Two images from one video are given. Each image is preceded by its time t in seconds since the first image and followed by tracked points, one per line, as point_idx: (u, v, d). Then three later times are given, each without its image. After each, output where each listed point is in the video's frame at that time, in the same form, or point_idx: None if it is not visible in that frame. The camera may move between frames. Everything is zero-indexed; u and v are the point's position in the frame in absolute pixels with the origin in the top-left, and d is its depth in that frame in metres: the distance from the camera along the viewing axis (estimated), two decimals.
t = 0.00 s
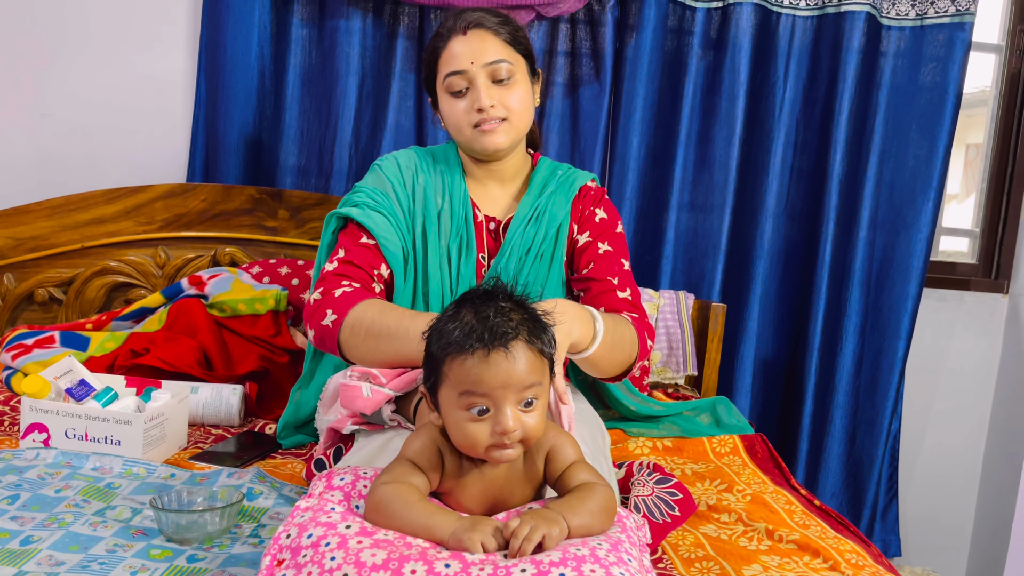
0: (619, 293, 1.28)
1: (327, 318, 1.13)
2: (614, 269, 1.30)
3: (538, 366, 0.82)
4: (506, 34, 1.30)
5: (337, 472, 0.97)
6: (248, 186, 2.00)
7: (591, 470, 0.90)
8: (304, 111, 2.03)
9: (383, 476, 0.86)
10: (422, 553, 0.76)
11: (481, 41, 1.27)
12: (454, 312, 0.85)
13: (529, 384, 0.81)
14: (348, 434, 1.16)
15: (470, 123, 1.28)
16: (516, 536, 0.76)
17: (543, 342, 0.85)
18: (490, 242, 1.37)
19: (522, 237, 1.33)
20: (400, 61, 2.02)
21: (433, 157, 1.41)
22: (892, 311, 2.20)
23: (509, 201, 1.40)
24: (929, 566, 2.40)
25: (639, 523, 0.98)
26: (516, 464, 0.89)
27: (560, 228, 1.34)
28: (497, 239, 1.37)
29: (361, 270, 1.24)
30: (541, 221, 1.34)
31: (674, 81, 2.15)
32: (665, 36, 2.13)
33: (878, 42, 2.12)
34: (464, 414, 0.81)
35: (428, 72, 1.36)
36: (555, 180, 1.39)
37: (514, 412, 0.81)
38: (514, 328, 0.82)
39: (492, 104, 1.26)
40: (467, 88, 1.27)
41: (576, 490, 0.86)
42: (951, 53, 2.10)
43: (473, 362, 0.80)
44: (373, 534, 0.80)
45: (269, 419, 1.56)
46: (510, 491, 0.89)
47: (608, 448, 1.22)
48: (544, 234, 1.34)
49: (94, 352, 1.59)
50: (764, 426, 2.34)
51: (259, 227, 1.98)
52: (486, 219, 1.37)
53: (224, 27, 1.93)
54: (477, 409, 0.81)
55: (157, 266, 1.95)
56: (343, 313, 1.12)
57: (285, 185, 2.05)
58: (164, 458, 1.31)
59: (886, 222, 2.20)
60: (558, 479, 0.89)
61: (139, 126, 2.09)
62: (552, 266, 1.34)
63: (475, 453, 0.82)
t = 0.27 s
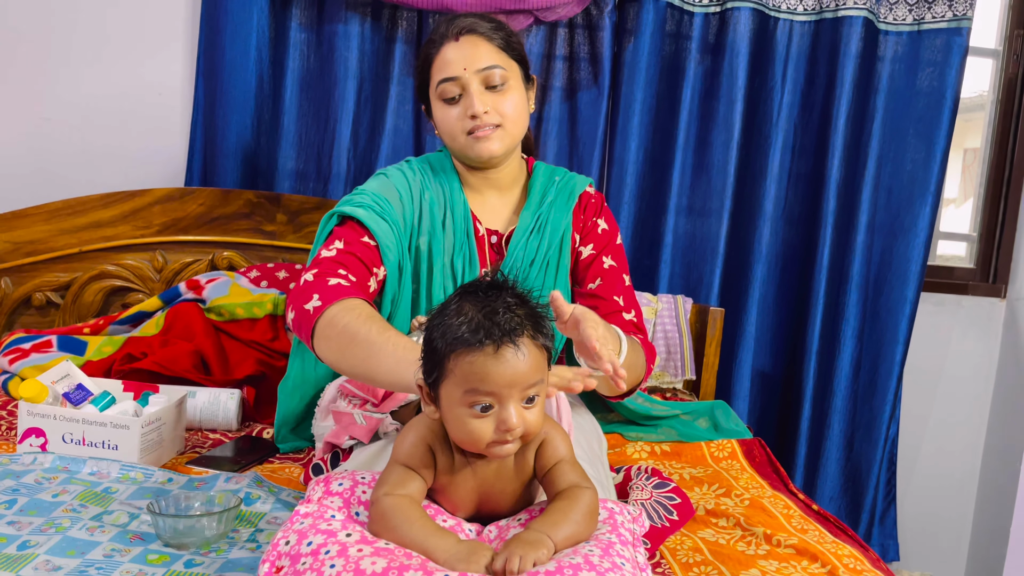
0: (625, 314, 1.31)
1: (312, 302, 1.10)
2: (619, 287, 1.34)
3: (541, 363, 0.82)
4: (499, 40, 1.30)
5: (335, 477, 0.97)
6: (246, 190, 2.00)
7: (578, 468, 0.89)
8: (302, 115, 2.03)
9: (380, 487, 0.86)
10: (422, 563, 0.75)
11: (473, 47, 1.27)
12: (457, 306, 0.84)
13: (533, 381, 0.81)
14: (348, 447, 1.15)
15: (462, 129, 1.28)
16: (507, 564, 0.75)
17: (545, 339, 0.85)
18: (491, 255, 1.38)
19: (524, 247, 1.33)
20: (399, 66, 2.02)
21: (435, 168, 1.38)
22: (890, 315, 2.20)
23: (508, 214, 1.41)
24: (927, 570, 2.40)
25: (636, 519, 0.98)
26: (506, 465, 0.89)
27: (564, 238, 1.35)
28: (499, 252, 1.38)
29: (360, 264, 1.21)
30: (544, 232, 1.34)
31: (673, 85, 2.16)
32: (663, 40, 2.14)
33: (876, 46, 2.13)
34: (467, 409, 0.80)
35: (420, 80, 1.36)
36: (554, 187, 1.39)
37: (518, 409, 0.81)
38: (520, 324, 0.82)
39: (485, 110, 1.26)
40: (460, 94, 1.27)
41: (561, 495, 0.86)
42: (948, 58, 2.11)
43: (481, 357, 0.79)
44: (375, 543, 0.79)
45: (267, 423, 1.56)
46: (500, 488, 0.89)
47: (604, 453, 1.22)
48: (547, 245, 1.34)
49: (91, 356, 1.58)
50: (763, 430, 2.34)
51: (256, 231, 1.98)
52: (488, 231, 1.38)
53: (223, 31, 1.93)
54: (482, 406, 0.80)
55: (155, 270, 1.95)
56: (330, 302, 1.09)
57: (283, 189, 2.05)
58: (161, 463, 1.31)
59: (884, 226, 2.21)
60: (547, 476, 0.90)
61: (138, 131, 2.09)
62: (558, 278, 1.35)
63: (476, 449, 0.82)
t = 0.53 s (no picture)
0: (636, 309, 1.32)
1: (262, 311, 1.12)
2: (627, 284, 1.34)
3: (545, 372, 0.83)
4: (492, 48, 1.30)
5: (334, 482, 0.96)
6: (245, 194, 2.00)
7: (575, 471, 0.89)
8: (302, 119, 2.03)
9: (378, 493, 0.86)
10: (422, 569, 0.75)
11: (465, 56, 1.27)
12: (462, 315, 0.83)
13: (538, 391, 0.81)
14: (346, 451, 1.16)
15: (456, 139, 1.27)
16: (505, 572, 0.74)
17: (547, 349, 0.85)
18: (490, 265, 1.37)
19: (521, 259, 1.33)
20: (398, 69, 2.02)
21: (428, 178, 1.39)
22: (890, 319, 2.20)
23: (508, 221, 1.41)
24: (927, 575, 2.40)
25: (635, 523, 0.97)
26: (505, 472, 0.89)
27: (562, 244, 1.35)
28: (497, 263, 1.38)
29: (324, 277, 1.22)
30: (542, 240, 1.34)
31: (672, 89, 2.16)
32: (662, 44, 2.14)
33: (875, 50, 2.13)
34: (473, 420, 0.80)
35: (416, 90, 1.36)
36: (551, 193, 1.39)
37: (523, 419, 0.81)
38: (525, 334, 0.82)
39: (478, 119, 1.26)
40: (453, 104, 1.27)
41: (561, 500, 0.86)
42: (947, 62, 2.11)
43: (489, 368, 0.78)
44: (372, 548, 0.79)
45: (266, 426, 1.55)
46: (499, 496, 0.89)
47: (603, 457, 1.22)
48: (545, 254, 1.34)
49: (90, 360, 1.58)
50: (762, 434, 2.34)
51: (255, 235, 1.98)
52: (485, 242, 1.37)
53: (223, 35, 1.93)
54: (488, 416, 0.79)
55: (154, 274, 1.95)
56: (280, 313, 1.11)
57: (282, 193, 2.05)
58: (159, 467, 1.30)
59: (883, 230, 2.21)
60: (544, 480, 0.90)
61: (137, 134, 2.09)
62: (556, 287, 1.35)
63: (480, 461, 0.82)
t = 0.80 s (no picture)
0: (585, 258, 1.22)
1: (256, 352, 1.13)
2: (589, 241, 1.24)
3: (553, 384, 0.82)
4: (487, 49, 1.30)
5: (333, 486, 0.96)
6: (245, 197, 2.00)
7: (577, 478, 0.89)
8: (302, 122, 2.03)
9: (379, 497, 0.84)
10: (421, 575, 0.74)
11: (460, 58, 1.27)
12: (468, 329, 0.82)
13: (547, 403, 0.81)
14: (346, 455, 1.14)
15: (451, 142, 1.27)
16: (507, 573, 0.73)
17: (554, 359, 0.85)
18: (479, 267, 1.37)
19: (500, 256, 1.32)
20: (399, 73, 2.02)
21: (419, 184, 1.40)
22: (891, 322, 2.20)
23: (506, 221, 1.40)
24: None
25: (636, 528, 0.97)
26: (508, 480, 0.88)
27: (542, 237, 1.33)
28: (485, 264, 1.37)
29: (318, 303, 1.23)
30: (522, 234, 1.32)
31: (673, 92, 2.16)
32: (663, 47, 2.14)
33: (877, 54, 2.13)
34: (483, 434, 0.79)
35: (413, 93, 1.37)
36: (533, 186, 1.37)
37: (532, 431, 0.80)
38: (534, 346, 0.82)
39: (472, 121, 1.25)
40: (447, 106, 1.27)
41: (563, 505, 0.85)
42: (949, 65, 2.11)
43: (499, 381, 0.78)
44: (370, 553, 0.78)
45: (266, 430, 1.55)
46: (501, 503, 0.89)
47: (604, 458, 1.22)
48: (526, 248, 1.32)
49: (90, 363, 1.58)
50: (764, 437, 2.33)
51: (256, 237, 1.97)
52: (474, 244, 1.37)
53: (224, 38, 1.93)
54: (498, 430, 0.79)
55: (154, 276, 1.94)
56: (271, 354, 1.11)
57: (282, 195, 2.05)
58: (159, 470, 1.30)
59: (885, 233, 2.20)
60: (546, 486, 0.89)
61: (138, 137, 2.09)
62: (539, 280, 1.34)
63: (488, 472, 0.81)
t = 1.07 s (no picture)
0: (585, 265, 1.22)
1: (246, 366, 1.15)
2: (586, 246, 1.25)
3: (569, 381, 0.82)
4: (471, 50, 1.30)
5: (334, 488, 0.96)
6: (248, 199, 2.01)
7: (585, 484, 0.89)
8: (304, 124, 2.04)
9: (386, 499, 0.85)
10: None
11: (444, 60, 1.27)
12: (485, 327, 0.82)
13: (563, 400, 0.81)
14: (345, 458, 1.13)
15: (440, 145, 1.27)
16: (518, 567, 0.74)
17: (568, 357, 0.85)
18: (468, 269, 1.36)
19: (493, 257, 1.32)
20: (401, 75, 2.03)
21: (407, 188, 1.40)
22: (894, 325, 2.19)
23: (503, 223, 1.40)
24: None
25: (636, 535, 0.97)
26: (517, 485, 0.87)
27: (534, 240, 1.33)
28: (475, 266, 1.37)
29: (307, 314, 1.23)
30: (513, 238, 1.32)
31: (675, 95, 2.16)
32: (666, 49, 2.14)
33: (879, 56, 2.13)
34: (500, 431, 0.78)
35: (399, 98, 1.37)
36: (524, 188, 1.37)
37: (549, 428, 0.80)
38: (549, 344, 0.82)
39: (460, 123, 1.25)
40: (433, 110, 1.27)
41: (571, 509, 0.85)
42: (951, 67, 2.11)
43: (516, 378, 0.78)
44: (370, 556, 0.78)
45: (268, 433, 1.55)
46: (510, 508, 0.88)
47: (603, 456, 1.21)
48: (516, 252, 1.32)
49: (92, 365, 1.59)
50: (766, 440, 2.33)
51: (258, 240, 1.98)
52: (464, 246, 1.36)
53: (226, 41, 1.94)
54: (515, 427, 0.78)
55: (157, 279, 1.95)
56: (260, 366, 1.13)
57: (284, 198, 2.05)
58: (161, 472, 1.30)
59: (887, 235, 2.20)
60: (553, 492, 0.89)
61: (140, 139, 2.09)
62: (529, 282, 1.34)
63: (503, 471, 0.80)
